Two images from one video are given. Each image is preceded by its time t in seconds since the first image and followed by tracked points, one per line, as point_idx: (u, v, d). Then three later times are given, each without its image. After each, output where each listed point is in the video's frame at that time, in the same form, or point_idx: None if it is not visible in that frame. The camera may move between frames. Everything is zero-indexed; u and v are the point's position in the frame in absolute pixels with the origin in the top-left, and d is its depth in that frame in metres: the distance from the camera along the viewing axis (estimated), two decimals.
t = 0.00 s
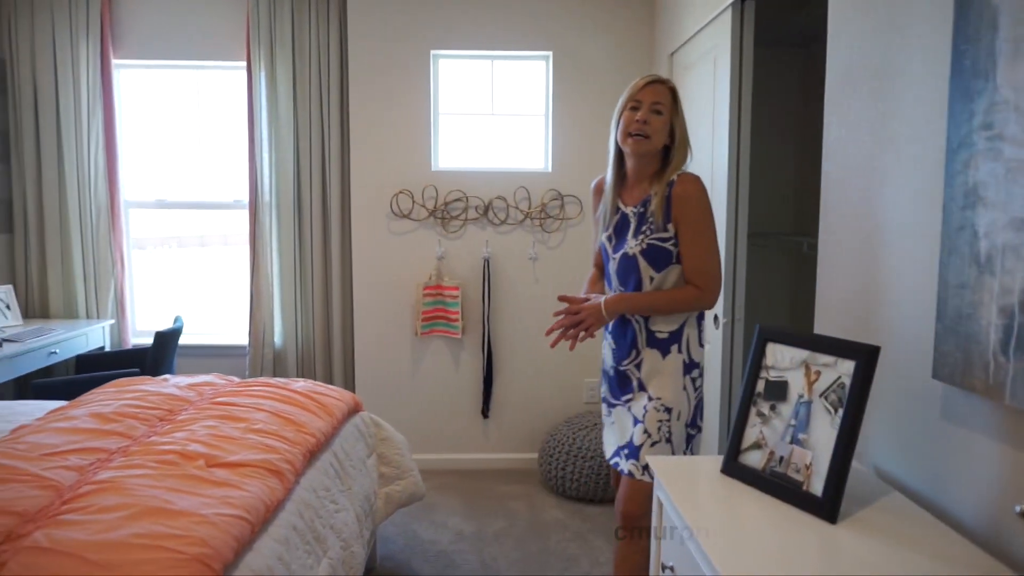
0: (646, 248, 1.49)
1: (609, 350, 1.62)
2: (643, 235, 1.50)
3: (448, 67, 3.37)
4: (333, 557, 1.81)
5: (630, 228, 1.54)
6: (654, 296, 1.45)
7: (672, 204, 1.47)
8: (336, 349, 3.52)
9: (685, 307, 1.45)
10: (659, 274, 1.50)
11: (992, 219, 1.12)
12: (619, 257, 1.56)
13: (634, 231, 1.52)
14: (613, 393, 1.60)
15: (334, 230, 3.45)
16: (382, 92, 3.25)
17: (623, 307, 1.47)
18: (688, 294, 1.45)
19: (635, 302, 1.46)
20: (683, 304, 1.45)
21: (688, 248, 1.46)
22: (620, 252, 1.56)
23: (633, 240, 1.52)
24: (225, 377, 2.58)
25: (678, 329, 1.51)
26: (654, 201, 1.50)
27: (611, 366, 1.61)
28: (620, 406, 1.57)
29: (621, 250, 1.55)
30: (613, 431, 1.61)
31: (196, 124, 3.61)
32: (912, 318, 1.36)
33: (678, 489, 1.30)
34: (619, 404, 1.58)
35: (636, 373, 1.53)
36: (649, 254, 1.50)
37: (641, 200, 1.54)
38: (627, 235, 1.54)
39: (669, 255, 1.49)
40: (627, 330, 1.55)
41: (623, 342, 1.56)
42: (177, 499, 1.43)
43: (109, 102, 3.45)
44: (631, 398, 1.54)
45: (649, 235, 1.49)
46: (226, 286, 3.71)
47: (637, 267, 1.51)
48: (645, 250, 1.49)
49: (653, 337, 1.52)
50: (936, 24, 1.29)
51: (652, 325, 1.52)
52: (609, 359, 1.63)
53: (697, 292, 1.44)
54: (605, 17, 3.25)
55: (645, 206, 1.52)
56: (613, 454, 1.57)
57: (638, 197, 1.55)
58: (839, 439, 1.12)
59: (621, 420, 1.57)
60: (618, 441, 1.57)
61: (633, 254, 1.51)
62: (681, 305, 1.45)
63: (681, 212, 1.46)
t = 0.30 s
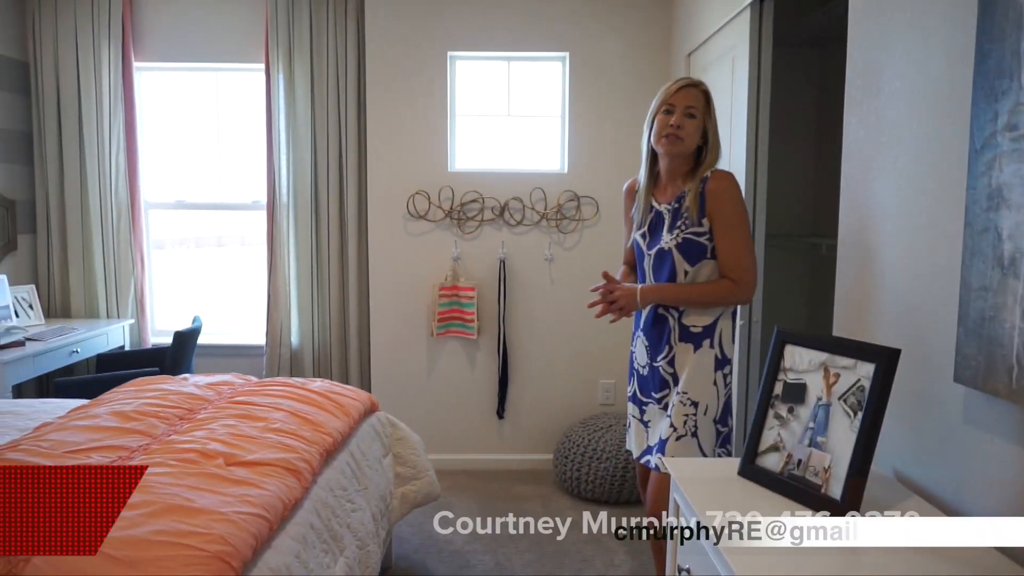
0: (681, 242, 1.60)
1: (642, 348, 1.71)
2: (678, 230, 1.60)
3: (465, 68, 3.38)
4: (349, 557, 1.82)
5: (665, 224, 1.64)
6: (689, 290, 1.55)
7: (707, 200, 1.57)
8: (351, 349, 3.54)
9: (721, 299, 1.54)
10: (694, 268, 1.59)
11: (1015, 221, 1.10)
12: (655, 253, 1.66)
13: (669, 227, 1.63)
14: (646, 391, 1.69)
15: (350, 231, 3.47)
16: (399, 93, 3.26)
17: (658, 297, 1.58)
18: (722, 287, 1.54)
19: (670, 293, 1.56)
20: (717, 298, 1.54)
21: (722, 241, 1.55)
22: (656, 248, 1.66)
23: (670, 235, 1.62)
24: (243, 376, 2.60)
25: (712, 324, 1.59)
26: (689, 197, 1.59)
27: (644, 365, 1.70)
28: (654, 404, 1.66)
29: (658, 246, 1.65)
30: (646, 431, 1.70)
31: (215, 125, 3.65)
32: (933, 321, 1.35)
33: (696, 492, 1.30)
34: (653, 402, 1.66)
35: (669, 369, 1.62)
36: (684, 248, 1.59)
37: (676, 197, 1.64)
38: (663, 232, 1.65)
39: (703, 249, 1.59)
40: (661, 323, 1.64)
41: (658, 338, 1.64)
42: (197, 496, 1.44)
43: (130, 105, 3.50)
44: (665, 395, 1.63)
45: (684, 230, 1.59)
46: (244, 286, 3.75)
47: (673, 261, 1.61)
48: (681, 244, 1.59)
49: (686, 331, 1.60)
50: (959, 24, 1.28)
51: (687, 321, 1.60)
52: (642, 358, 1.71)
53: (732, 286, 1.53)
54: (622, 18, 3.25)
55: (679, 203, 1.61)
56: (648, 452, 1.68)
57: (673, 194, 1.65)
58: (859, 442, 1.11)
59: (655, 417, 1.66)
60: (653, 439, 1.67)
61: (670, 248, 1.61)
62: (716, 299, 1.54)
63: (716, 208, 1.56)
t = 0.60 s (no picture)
0: (712, 238, 1.62)
1: (662, 349, 1.70)
2: (709, 227, 1.63)
3: (472, 69, 3.39)
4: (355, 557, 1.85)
5: (694, 221, 1.66)
6: (723, 286, 1.58)
7: (740, 197, 1.60)
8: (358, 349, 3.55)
9: (752, 296, 1.57)
10: (723, 265, 1.62)
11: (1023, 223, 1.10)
12: (682, 249, 1.68)
13: (699, 223, 1.65)
14: (662, 391, 1.68)
15: (357, 231, 3.48)
16: (407, 94, 3.27)
17: (691, 291, 1.59)
18: (753, 285, 1.57)
19: (704, 287, 1.59)
20: (748, 295, 1.57)
21: (754, 240, 1.59)
22: (683, 244, 1.67)
23: (700, 231, 1.64)
24: (251, 376, 2.62)
25: (740, 324, 1.63)
26: (722, 194, 1.62)
27: (664, 365, 1.68)
28: (678, 404, 1.66)
29: (686, 242, 1.67)
30: (665, 431, 1.68)
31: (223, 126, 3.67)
32: (941, 322, 1.35)
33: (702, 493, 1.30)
34: (673, 402, 1.66)
35: (694, 368, 1.64)
36: (715, 244, 1.62)
37: (706, 193, 1.66)
38: (690, 228, 1.67)
39: (733, 247, 1.62)
40: (688, 322, 1.65)
41: (684, 338, 1.66)
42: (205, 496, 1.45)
43: (138, 106, 3.51)
44: (692, 395, 1.64)
45: (716, 226, 1.62)
46: (252, 286, 3.76)
47: (702, 257, 1.63)
48: (711, 240, 1.62)
49: (715, 331, 1.63)
50: (969, 26, 1.27)
51: (715, 320, 1.63)
52: (660, 359, 1.70)
53: (763, 283, 1.57)
54: (629, 19, 3.25)
55: (711, 199, 1.63)
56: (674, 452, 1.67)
57: (702, 191, 1.67)
58: (868, 444, 1.09)
59: (680, 417, 1.66)
60: (680, 437, 1.67)
61: (701, 243, 1.64)
62: (747, 296, 1.57)
63: (749, 206, 1.59)
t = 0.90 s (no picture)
0: (741, 236, 1.62)
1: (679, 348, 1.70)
2: (738, 225, 1.63)
3: (475, 70, 3.39)
4: (358, 557, 1.88)
5: (721, 219, 1.66)
6: (755, 292, 1.58)
7: (770, 199, 1.61)
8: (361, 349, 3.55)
9: (780, 301, 1.57)
10: (749, 266, 1.62)
11: None
12: (707, 246, 1.67)
13: (727, 221, 1.64)
14: (672, 389, 1.68)
15: (360, 231, 3.48)
16: (410, 94, 3.27)
17: (724, 298, 1.59)
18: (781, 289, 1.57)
19: (735, 295, 1.58)
20: (777, 302, 1.57)
21: (783, 242, 1.59)
22: (709, 240, 1.67)
23: (728, 229, 1.64)
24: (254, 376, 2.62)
25: (763, 327, 1.63)
26: (753, 194, 1.63)
27: (679, 364, 1.68)
28: (690, 404, 1.66)
29: (712, 239, 1.67)
30: (670, 431, 1.68)
31: (226, 126, 3.67)
32: (945, 323, 1.34)
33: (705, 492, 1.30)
34: (683, 401, 1.66)
35: (712, 369, 1.64)
36: (743, 243, 1.62)
37: (735, 193, 1.66)
38: (717, 226, 1.66)
39: (761, 248, 1.62)
40: (711, 323, 1.65)
41: (705, 338, 1.66)
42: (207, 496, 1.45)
43: (141, 106, 3.52)
44: (706, 396, 1.65)
45: (746, 224, 1.62)
46: (254, 286, 3.77)
47: (729, 256, 1.63)
48: (740, 239, 1.62)
49: (738, 333, 1.63)
50: (973, 25, 1.27)
51: (740, 322, 1.63)
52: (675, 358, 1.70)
53: (792, 290, 1.56)
54: (632, 19, 3.25)
55: (741, 199, 1.64)
56: (678, 453, 1.68)
57: (732, 190, 1.67)
58: (871, 445, 1.07)
59: (690, 417, 1.66)
60: (684, 439, 1.67)
61: (729, 241, 1.63)
62: (777, 302, 1.57)
63: (779, 207, 1.60)
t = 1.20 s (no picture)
0: (751, 237, 1.62)
1: (690, 350, 1.69)
2: (748, 225, 1.63)
3: (478, 69, 3.39)
4: (362, 556, 1.87)
5: (730, 219, 1.65)
6: (767, 291, 1.58)
7: (780, 200, 1.61)
8: (364, 349, 3.55)
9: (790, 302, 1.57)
10: (758, 266, 1.62)
11: None
12: (716, 247, 1.67)
13: (736, 221, 1.64)
14: (688, 395, 1.69)
15: (362, 231, 3.48)
16: (412, 94, 3.27)
17: (739, 297, 1.58)
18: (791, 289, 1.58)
19: (749, 293, 1.58)
20: (787, 303, 1.58)
21: (792, 243, 1.60)
22: (718, 240, 1.67)
23: (737, 229, 1.64)
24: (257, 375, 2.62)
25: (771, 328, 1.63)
26: (762, 194, 1.62)
27: (693, 367, 1.69)
28: (703, 409, 1.65)
29: (721, 239, 1.66)
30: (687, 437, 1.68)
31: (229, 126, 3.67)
32: (951, 323, 1.34)
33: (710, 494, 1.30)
34: (698, 406, 1.66)
35: (724, 373, 1.64)
36: (753, 244, 1.62)
37: (743, 193, 1.66)
38: (726, 226, 1.66)
39: (771, 249, 1.62)
40: (721, 323, 1.65)
41: (716, 339, 1.65)
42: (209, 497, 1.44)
43: (144, 106, 3.52)
44: (718, 401, 1.64)
45: (756, 224, 1.62)
46: (257, 286, 3.77)
47: (740, 257, 1.63)
48: (750, 240, 1.62)
49: (748, 335, 1.63)
50: (979, 25, 1.26)
51: (749, 324, 1.63)
52: (687, 361, 1.70)
53: (802, 290, 1.57)
54: (635, 19, 3.25)
55: (749, 199, 1.64)
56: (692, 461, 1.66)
57: (739, 190, 1.67)
58: (875, 445, 1.07)
59: (703, 422, 1.65)
60: (700, 448, 1.65)
61: (738, 241, 1.63)
62: (788, 302, 1.58)
63: (788, 207, 1.60)
